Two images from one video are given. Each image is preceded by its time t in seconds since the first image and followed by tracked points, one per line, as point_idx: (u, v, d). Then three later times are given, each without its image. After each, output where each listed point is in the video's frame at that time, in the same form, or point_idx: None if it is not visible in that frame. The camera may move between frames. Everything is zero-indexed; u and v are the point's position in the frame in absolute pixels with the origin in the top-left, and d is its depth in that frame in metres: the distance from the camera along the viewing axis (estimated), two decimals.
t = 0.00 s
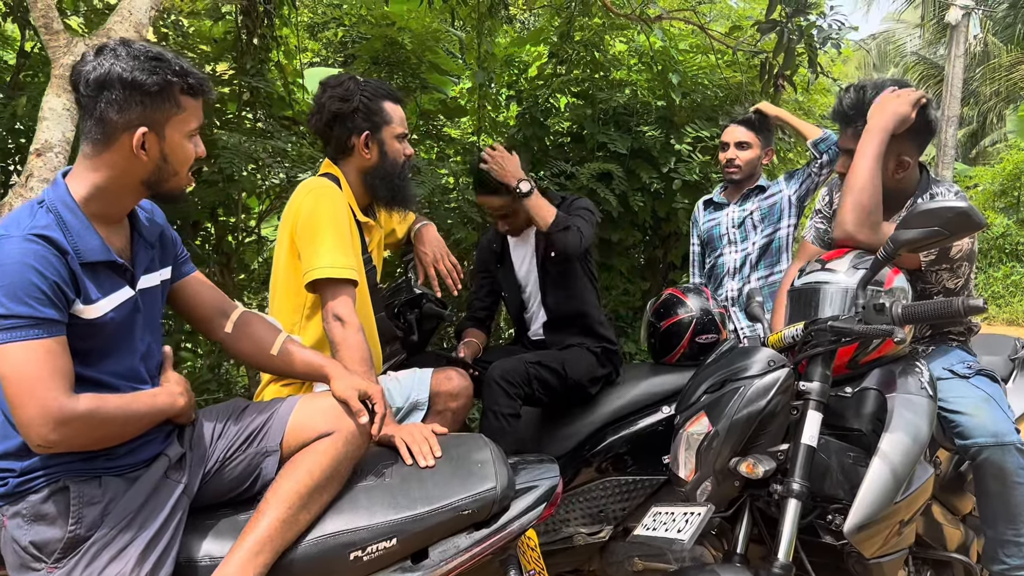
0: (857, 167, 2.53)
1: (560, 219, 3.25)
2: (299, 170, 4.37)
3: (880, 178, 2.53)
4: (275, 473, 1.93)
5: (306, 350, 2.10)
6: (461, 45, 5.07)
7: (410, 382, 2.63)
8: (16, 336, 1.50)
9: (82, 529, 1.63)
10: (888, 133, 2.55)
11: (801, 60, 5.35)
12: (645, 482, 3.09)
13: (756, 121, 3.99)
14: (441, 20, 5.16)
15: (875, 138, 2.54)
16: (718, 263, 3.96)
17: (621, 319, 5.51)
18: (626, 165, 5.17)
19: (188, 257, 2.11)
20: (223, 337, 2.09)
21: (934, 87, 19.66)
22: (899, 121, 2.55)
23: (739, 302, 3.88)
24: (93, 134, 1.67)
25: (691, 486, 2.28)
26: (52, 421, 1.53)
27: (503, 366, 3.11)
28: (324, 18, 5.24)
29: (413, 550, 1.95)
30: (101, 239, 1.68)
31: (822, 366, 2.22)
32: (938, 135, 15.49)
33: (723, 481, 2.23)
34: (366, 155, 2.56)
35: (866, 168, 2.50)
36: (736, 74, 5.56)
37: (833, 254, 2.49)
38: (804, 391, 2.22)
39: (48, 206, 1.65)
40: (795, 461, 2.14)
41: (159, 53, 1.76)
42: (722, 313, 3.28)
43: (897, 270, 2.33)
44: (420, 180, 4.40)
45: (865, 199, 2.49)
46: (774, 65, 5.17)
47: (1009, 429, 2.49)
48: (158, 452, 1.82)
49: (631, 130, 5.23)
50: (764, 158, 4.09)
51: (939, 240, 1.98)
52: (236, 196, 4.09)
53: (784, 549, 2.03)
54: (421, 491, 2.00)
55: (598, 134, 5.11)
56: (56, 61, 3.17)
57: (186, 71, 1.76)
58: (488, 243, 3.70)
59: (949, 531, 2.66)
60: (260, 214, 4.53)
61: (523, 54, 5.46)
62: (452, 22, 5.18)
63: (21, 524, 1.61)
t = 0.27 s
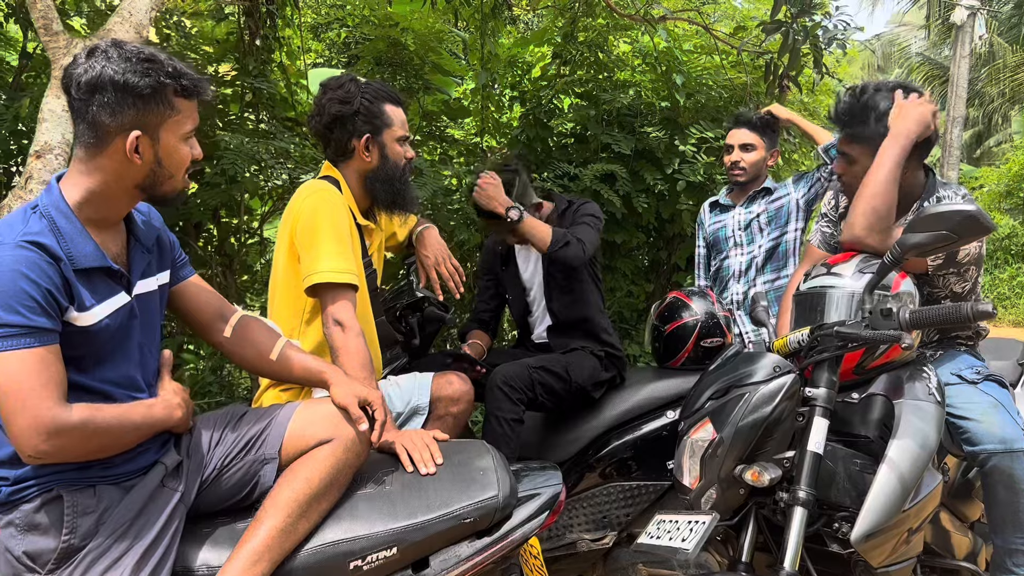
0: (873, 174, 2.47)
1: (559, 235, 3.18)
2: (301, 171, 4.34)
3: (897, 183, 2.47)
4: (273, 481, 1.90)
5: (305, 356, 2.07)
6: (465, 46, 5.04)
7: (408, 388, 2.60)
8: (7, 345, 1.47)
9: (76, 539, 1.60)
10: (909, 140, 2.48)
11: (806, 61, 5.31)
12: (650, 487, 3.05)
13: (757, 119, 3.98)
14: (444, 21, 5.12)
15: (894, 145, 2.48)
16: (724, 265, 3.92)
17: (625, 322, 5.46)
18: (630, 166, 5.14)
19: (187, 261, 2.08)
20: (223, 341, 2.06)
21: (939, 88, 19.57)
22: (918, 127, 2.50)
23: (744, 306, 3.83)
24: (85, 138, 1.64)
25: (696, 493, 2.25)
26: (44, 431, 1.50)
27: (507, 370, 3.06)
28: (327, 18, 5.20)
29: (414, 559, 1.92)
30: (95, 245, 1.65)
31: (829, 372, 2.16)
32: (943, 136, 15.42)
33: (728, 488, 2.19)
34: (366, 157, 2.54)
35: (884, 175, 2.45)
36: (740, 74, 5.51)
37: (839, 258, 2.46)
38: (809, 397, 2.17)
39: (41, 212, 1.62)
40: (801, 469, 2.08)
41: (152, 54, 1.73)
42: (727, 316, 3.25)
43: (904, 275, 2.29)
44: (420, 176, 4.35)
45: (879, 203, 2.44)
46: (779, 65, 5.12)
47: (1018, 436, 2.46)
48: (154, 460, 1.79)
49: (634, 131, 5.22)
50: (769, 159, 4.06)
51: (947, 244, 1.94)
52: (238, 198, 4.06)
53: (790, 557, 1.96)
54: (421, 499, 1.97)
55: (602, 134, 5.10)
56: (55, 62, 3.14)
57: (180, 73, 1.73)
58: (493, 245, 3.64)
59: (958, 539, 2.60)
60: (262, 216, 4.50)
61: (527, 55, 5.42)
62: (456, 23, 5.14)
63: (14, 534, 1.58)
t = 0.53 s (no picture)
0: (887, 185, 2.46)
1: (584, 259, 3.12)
2: (303, 171, 4.31)
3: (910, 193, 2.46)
4: (272, 485, 1.87)
5: (305, 357, 2.04)
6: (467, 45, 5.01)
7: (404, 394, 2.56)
8: None
9: (71, 544, 1.57)
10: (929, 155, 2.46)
11: (811, 60, 5.27)
12: (655, 490, 3.02)
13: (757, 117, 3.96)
14: (447, 20, 5.09)
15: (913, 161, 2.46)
16: (730, 266, 3.89)
17: (629, 322, 5.42)
18: (634, 166, 5.11)
19: (186, 261, 2.05)
20: (222, 342, 2.03)
21: (944, 88, 19.49)
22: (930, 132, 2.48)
23: (750, 307, 3.78)
24: (80, 136, 1.62)
25: (701, 497, 2.22)
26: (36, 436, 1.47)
27: (509, 372, 3.02)
28: (330, 18, 5.18)
29: (415, 564, 1.89)
30: (91, 246, 1.63)
31: (836, 374, 2.12)
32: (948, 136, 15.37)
33: (734, 493, 2.16)
34: (357, 158, 2.52)
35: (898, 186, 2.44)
36: (745, 73, 5.47)
37: (846, 259, 2.41)
38: (816, 400, 2.13)
39: (35, 212, 1.60)
40: (808, 473, 2.04)
41: (147, 51, 1.70)
42: (733, 318, 3.22)
43: (913, 276, 2.26)
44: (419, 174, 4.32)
45: (889, 208, 2.42)
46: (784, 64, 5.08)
47: None
48: (151, 464, 1.76)
49: (638, 130, 5.19)
50: (775, 159, 4.03)
51: (957, 245, 1.90)
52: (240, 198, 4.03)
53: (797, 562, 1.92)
54: (422, 504, 1.93)
55: (605, 134, 5.07)
56: (56, 62, 3.11)
57: (175, 70, 1.71)
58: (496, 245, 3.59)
59: (967, 544, 2.55)
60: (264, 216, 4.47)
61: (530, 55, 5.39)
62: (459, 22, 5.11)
63: (8, 539, 1.55)
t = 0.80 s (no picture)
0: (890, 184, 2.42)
1: (593, 270, 3.12)
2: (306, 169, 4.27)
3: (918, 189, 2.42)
4: (273, 489, 1.84)
5: (306, 358, 2.01)
6: (472, 42, 4.97)
7: (407, 394, 2.53)
8: None
9: (68, 549, 1.54)
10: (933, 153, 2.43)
11: (818, 57, 5.21)
12: (661, 492, 2.98)
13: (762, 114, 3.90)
14: (451, 18, 5.06)
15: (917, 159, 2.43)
16: (737, 265, 3.84)
17: (635, 322, 5.38)
18: (640, 164, 5.07)
19: (187, 260, 2.02)
20: (222, 343, 2.00)
21: (950, 86, 19.39)
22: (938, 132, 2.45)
23: (757, 307, 3.76)
24: (77, 133, 1.59)
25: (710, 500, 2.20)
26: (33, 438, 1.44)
27: (514, 372, 2.98)
28: (333, 16, 5.14)
29: (418, 570, 1.85)
30: (89, 244, 1.59)
31: (847, 376, 2.07)
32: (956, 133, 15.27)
33: (743, 496, 2.12)
34: (351, 157, 2.50)
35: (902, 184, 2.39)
36: (751, 71, 5.43)
37: (857, 258, 2.37)
38: (827, 402, 2.08)
39: (32, 209, 1.57)
40: (819, 477, 2.00)
41: (145, 46, 1.67)
42: (740, 317, 3.19)
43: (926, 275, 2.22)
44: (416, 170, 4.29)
45: (896, 205, 2.37)
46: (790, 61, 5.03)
47: None
48: (150, 467, 1.73)
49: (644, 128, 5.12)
50: (782, 156, 3.99)
51: (972, 244, 1.86)
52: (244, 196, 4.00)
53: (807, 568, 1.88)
54: (426, 507, 1.90)
55: (610, 132, 5.03)
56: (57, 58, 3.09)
57: (174, 65, 1.68)
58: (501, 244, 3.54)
59: (979, 548, 2.50)
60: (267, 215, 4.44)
61: (534, 53, 5.34)
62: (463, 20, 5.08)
63: (4, 544, 1.52)
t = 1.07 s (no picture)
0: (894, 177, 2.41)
1: (578, 252, 3.08)
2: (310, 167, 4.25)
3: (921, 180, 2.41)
4: (275, 490, 1.81)
5: (310, 358, 1.97)
6: (476, 39, 4.94)
7: (407, 394, 2.52)
8: None
9: (68, 551, 1.52)
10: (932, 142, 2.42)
11: (824, 53, 5.16)
12: (667, 492, 2.95)
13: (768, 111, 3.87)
14: (454, 14, 5.03)
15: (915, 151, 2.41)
16: (742, 263, 3.80)
17: (640, 320, 5.35)
18: (644, 161, 5.04)
19: (189, 258, 1.99)
20: (224, 342, 1.97)
21: (956, 83, 19.30)
22: (940, 132, 2.44)
23: (764, 305, 3.72)
24: (79, 128, 1.56)
25: (719, 502, 2.15)
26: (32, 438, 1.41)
27: (517, 371, 2.95)
28: (336, 12, 5.11)
29: (422, 572, 1.83)
30: (90, 241, 1.57)
31: (859, 376, 2.05)
32: (962, 130, 15.20)
33: (753, 498, 2.09)
34: (334, 148, 2.49)
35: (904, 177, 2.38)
36: (757, 67, 5.39)
37: (869, 256, 2.34)
38: (838, 402, 2.05)
39: (32, 207, 1.54)
40: (829, 478, 1.97)
41: (148, 41, 1.64)
42: (747, 316, 3.16)
43: (938, 272, 2.19)
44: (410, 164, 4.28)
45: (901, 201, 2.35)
46: (796, 57, 4.99)
47: None
48: (152, 468, 1.71)
49: (648, 125, 5.12)
50: (790, 153, 3.97)
51: (989, 243, 1.82)
52: (247, 193, 3.98)
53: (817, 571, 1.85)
54: (430, 508, 1.88)
55: (615, 129, 5.00)
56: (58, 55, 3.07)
57: (177, 60, 1.65)
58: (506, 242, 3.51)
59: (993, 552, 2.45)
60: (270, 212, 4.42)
61: (537, 50, 5.30)
62: (467, 16, 5.04)
63: (3, 545, 1.49)
